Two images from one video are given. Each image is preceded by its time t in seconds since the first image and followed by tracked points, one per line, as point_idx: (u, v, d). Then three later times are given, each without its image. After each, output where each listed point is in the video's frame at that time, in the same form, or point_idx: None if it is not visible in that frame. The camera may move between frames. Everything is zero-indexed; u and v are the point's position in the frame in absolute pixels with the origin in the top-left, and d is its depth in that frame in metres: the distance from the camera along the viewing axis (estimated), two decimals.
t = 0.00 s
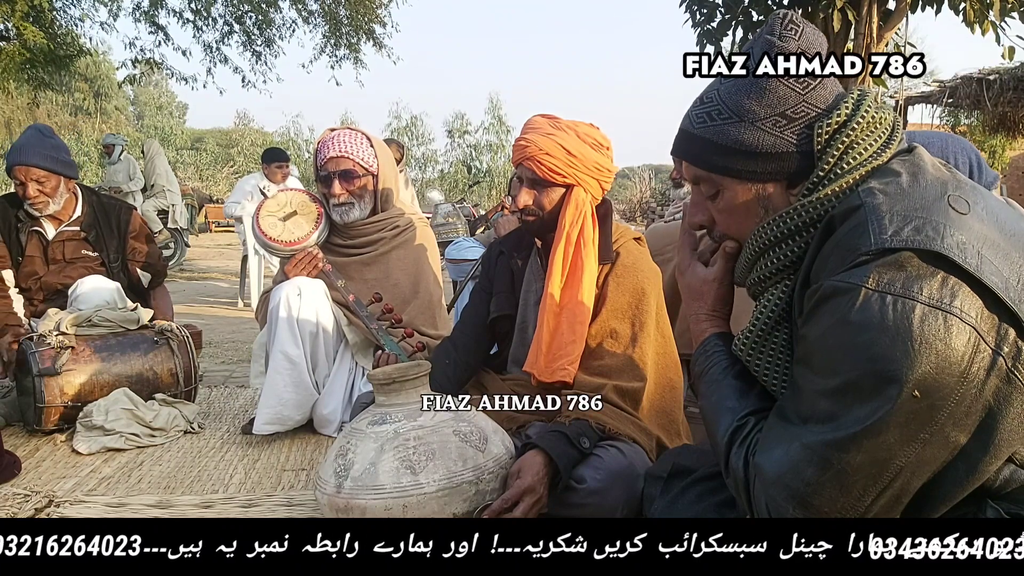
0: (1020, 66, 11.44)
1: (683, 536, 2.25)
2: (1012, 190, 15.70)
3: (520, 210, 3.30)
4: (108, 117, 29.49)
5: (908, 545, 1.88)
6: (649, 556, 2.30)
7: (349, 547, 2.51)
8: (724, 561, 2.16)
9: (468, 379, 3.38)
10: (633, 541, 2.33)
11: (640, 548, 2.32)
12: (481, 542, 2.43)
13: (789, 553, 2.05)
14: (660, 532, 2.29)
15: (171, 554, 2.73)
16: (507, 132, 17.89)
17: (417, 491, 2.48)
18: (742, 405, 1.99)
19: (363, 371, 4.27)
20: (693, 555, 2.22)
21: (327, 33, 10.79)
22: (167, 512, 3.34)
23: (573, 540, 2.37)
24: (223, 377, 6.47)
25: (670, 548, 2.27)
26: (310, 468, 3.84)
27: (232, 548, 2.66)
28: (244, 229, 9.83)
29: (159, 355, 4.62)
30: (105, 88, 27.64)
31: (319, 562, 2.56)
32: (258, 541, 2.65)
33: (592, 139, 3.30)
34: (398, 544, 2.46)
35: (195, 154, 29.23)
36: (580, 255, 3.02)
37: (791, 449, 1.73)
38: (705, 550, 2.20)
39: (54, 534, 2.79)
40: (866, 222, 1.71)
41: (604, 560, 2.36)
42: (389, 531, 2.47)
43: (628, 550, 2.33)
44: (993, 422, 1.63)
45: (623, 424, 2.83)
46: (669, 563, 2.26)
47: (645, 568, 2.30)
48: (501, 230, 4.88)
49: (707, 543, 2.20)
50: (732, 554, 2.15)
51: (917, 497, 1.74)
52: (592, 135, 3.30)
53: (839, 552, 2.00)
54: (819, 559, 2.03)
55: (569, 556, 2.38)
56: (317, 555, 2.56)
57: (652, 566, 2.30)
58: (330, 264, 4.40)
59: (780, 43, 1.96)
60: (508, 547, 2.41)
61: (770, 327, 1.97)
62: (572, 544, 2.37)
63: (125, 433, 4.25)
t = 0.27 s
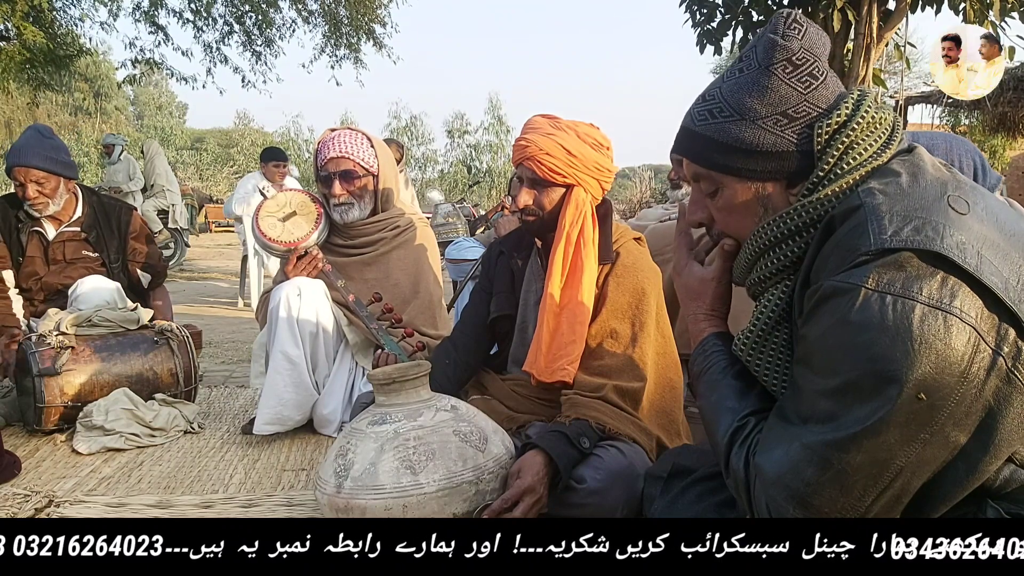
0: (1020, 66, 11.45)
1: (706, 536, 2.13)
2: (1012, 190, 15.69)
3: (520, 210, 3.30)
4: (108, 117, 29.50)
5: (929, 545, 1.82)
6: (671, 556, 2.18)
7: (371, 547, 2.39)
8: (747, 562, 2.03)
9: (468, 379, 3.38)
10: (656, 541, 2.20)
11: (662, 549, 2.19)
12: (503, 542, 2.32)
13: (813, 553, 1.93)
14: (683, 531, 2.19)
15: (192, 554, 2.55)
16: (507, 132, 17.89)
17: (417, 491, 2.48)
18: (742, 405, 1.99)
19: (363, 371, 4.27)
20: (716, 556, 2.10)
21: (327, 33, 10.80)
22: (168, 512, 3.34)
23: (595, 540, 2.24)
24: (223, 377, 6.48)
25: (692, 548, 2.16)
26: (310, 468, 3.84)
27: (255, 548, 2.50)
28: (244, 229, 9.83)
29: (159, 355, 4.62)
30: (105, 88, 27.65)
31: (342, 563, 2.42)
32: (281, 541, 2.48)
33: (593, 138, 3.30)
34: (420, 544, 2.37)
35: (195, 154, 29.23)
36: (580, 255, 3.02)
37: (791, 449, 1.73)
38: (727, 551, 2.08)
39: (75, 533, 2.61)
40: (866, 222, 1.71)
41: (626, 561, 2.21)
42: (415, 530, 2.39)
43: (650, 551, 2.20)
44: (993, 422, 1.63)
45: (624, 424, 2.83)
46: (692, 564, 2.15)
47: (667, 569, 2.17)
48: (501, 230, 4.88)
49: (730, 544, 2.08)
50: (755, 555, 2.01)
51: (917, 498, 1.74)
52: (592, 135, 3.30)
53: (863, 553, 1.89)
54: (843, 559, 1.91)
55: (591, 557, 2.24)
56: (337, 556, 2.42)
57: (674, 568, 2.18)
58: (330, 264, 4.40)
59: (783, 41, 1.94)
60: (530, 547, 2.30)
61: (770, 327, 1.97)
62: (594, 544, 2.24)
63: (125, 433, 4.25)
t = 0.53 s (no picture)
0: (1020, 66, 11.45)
1: (728, 536, 2.15)
2: (1012, 190, 15.67)
3: (520, 210, 3.30)
4: (108, 117, 29.49)
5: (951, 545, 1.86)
6: (694, 556, 2.23)
7: (393, 547, 2.47)
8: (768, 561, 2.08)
9: (468, 379, 3.38)
10: (678, 541, 2.26)
11: (685, 549, 2.25)
12: (525, 542, 2.40)
13: (834, 553, 1.99)
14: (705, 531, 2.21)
15: (214, 554, 2.69)
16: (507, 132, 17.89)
17: (417, 491, 2.48)
18: (741, 406, 1.99)
19: (363, 371, 4.27)
20: (738, 556, 2.13)
21: (327, 33, 10.79)
22: (168, 512, 3.34)
23: (617, 540, 2.34)
24: (223, 377, 6.47)
25: (714, 548, 2.18)
26: (310, 468, 3.84)
27: (276, 548, 2.62)
28: (244, 229, 9.83)
29: (159, 355, 4.62)
30: (105, 88, 27.64)
31: (364, 562, 2.50)
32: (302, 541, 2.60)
33: (593, 138, 3.30)
34: (442, 545, 2.45)
35: (195, 154, 29.23)
36: (580, 255, 3.02)
37: (791, 450, 1.73)
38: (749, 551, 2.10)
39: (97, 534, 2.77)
40: (866, 222, 1.71)
41: (649, 561, 2.30)
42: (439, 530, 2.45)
43: (673, 550, 2.27)
44: (993, 422, 1.63)
45: (623, 424, 2.83)
46: (715, 564, 2.19)
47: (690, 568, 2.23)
48: (501, 230, 4.88)
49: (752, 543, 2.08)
50: (777, 555, 2.07)
51: (918, 497, 1.74)
52: (592, 135, 3.30)
53: (884, 552, 1.95)
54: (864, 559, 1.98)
55: (614, 557, 2.34)
56: (359, 556, 2.50)
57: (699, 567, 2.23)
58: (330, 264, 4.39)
59: (791, 39, 1.96)
60: (551, 547, 2.39)
61: (770, 327, 1.97)
62: (615, 544, 2.34)
63: (125, 433, 4.25)
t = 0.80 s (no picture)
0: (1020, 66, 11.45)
1: (750, 536, 2.09)
2: (1012, 190, 15.67)
3: (520, 210, 3.30)
4: (108, 117, 29.49)
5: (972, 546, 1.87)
6: (716, 557, 2.18)
7: (416, 547, 2.44)
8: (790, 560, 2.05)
9: (468, 379, 3.38)
10: (701, 541, 2.21)
11: (707, 549, 2.20)
12: (548, 542, 2.39)
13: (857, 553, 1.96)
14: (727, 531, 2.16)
15: (236, 554, 2.64)
16: (507, 132, 17.90)
17: (417, 491, 2.48)
18: (736, 409, 1.98)
19: (363, 371, 4.27)
20: (760, 556, 2.09)
21: (327, 32, 10.79)
22: (168, 512, 3.34)
23: (640, 540, 2.31)
24: (223, 377, 6.47)
25: (737, 548, 2.15)
26: (310, 468, 3.84)
27: (298, 548, 2.58)
28: (244, 229, 9.83)
29: (159, 355, 4.61)
30: (105, 88, 27.64)
31: (387, 563, 2.46)
32: (323, 541, 2.56)
33: (593, 138, 3.29)
34: (464, 545, 2.43)
35: (195, 154, 29.23)
36: (580, 256, 3.02)
37: (790, 450, 1.73)
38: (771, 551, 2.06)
39: (118, 534, 2.75)
40: (867, 222, 1.71)
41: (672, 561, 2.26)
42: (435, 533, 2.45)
43: (696, 551, 2.22)
44: (993, 421, 1.63)
45: (624, 424, 2.83)
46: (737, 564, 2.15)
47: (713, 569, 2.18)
48: (501, 230, 4.88)
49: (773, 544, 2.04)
50: (799, 555, 2.05)
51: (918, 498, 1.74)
52: (592, 135, 3.29)
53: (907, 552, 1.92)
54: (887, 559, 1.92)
55: (634, 557, 2.31)
56: (382, 557, 2.46)
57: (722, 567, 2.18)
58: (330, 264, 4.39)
59: (814, 29, 1.99)
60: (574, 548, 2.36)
61: (770, 325, 1.97)
62: (637, 544, 2.31)
63: (125, 433, 4.25)
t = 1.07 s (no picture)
0: (1020, 66, 11.45)
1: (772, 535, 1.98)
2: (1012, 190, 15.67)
3: (520, 210, 3.30)
4: (108, 117, 29.48)
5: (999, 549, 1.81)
6: (739, 556, 2.09)
7: (437, 547, 2.37)
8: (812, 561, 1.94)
9: (468, 379, 3.38)
10: (723, 541, 2.13)
11: (730, 549, 2.12)
12: (569, 542, 2.28)
13: (880, 553, 1.87)
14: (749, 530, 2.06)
15: (258, 554, 2.52)
16: (507, 133, 17.90)
17: (417, 491, 2.47)
18: (747, 396, 1.94)
19: (363, 371, 4.27)
20: (783, 556, 1.98)
21: (327, 32, 10.79)
22: (168, 512, 3.34)
23: (662, 540, 2.22)
24: (223, 377, 6.48)
25: (759, 548, 2.03)
26: (310, 468, 3.84)
27: (320, 548, 2.46)
28: (244, 229, 9.83)
29: (159, 355, 4.61)
30: (105, 87, 27.63)
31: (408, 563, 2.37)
32: (345, 540, 2.44)
33: (593, 138, 3.28)
34: (486, 545, 2.35)
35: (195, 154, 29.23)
36: (580, 255, 3.02)
37: (814, 435, 1.70)
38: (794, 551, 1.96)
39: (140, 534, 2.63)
40: (896, 209, 1.71)
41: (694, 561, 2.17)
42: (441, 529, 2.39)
43: (718, 551, 2.14)
44: (1009, 409, 1.63)
45: (624, 424, 2.83)
46: (760, 564, 2.04)
47: (735, 569, 2.10)
48: (501, 230, 4.88)
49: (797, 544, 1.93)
50: (822, 555, 1.93)
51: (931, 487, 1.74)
52: (593, 135, 3.28)
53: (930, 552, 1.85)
54: (909, 559, 1.86)
55: (658, 558, 2.21)
56: (403, 557, 2.38)
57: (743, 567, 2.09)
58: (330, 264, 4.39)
59: (843, 6, 1.94)
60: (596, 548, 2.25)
61: (792, 308, 1.97)
62: (660, 543, 2.22)
63: (125, 433, 4.25)
